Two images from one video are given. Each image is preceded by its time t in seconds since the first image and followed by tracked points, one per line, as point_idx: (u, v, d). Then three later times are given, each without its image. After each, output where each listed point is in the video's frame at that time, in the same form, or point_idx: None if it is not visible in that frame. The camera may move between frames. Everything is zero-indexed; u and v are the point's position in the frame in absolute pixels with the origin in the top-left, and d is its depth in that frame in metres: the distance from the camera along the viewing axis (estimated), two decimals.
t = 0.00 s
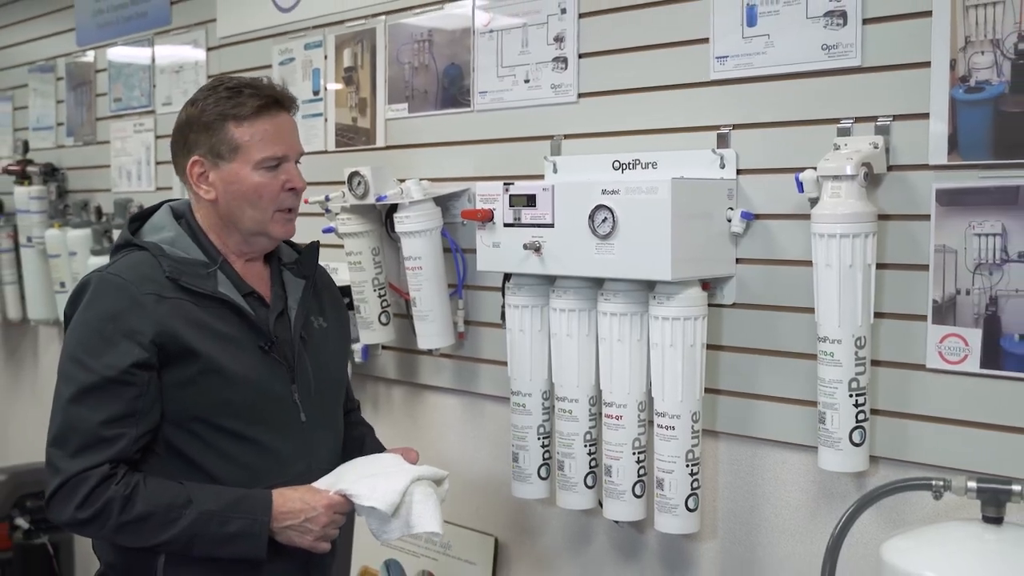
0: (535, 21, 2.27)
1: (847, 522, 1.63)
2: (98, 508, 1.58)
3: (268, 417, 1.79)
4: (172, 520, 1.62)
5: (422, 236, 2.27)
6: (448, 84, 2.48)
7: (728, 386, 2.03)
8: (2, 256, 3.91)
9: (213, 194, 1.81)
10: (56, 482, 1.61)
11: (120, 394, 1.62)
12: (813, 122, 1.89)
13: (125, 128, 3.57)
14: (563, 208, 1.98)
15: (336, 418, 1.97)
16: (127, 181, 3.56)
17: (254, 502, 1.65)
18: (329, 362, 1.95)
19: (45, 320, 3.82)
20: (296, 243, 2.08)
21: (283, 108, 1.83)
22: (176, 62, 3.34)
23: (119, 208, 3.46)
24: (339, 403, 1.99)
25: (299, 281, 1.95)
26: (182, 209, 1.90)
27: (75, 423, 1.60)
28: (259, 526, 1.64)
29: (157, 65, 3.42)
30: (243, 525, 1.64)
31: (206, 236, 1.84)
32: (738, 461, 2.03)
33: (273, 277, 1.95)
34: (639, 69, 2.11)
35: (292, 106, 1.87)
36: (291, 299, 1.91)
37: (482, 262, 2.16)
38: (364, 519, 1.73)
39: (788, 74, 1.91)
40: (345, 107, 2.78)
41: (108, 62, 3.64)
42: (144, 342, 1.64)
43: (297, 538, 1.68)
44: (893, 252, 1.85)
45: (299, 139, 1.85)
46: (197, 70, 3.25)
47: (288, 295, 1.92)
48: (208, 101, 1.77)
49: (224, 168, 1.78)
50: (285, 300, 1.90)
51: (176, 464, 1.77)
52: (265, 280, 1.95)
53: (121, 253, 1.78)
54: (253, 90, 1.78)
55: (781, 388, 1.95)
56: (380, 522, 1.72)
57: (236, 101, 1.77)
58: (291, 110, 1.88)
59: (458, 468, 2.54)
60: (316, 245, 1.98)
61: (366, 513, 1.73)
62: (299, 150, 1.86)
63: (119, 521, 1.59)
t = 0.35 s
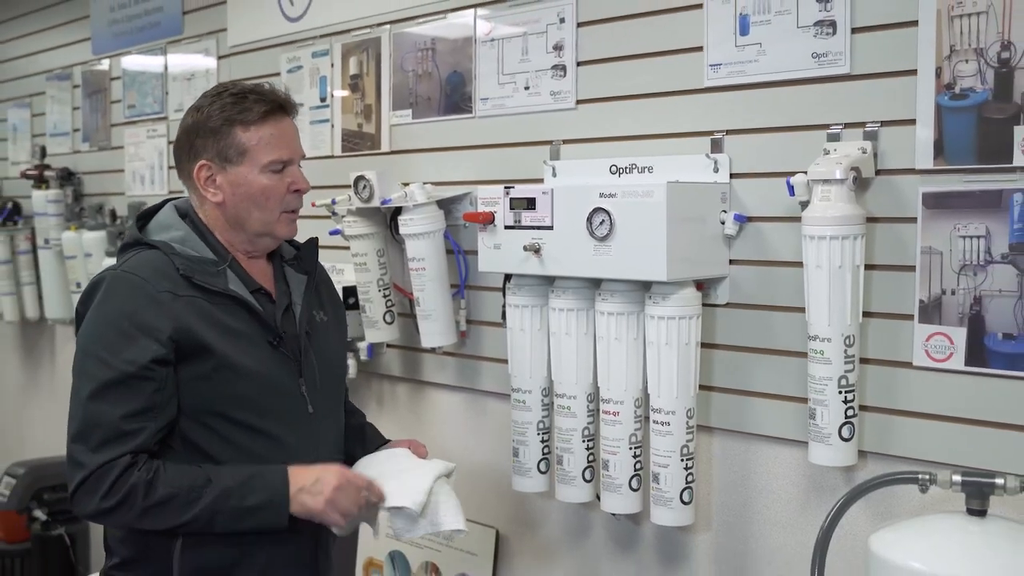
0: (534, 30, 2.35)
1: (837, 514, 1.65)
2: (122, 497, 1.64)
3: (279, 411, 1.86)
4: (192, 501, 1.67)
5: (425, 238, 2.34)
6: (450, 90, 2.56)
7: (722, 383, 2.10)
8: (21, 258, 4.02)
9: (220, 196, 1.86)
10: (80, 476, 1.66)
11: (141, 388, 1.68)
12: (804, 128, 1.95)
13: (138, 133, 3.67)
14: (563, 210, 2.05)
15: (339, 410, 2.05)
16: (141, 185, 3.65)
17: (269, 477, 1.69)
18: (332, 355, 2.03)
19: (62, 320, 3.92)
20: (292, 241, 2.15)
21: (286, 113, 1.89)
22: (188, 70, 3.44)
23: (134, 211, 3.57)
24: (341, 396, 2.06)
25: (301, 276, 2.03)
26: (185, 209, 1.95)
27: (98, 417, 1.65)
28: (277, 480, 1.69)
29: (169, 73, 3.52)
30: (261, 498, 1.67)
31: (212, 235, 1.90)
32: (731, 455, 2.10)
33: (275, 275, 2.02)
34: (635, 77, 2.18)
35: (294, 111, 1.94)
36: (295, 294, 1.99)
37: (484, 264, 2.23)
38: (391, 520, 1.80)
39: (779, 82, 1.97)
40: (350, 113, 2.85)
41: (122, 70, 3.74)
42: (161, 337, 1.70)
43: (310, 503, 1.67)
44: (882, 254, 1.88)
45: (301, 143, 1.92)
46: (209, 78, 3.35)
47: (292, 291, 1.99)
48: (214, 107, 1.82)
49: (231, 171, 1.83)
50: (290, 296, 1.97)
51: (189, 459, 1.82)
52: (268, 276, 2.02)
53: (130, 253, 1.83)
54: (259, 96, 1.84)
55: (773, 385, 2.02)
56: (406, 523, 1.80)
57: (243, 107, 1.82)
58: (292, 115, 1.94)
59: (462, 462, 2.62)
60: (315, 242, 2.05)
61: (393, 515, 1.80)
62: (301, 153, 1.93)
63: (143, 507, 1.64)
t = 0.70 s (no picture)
0: (533, 35, 2.39)
1: (830, 512, 1.67)
2: (216, 459, 1.62)
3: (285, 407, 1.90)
4: (277, 427, 1.66)
5: (426, 239, 2.37)
6: (451, 94, 2.60)
7: (717, 381, 2.13)
8: (29, 259, 4.07)
9: (223, 198, 1.88)
10: (171, 465, 1.61)
11: (195, 368, 1.68)
12: (798, 130, 1.98)
13: (144, 136, 3.71)
14: (562, 212, 2.08)
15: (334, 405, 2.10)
16: (147, 187, 3.69)
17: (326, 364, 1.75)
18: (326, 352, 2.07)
19: (70, 320, 3.96)
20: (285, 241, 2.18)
21: (287, 117, 1.93)
22: (193, 74, 3.48)
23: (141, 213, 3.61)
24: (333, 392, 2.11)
25: (296, 276, 2.06)
26: (180, 210, 1.96)
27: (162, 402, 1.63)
28: (336, 383, 1.72)
29: (175, 77, 3.56)
30: (331, 386, 1.71)
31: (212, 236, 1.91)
32: (728, 453, 2.13)
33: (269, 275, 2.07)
34: (633, 82, 2.22)
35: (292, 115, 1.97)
36: (293, 293, 2.02)
37: (484, 264, 2.26)
38: (395, 514, 1.94)
39: (773, 86, 2.00)
40: (353, 117, 2.89)
41: (128, 74, 3.78)
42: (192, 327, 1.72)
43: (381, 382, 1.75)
44: (875, 254, 1.91)
45: (299, 147, 1.96)
46: (214, 82, 3.39)
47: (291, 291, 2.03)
48: (219, 110, 1.84)
49: (234, 174, 1.86)
50: (290, 295, 2.01)
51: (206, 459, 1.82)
52: (263, 276, 2.05)
53: (133, 255, 1.83)
54: (262, 101, 1.87)
55: (769, 383, 2.05)
56: (411, 515, 1.95)
57: (247, 111, 1.85)
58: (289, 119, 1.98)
59: (463, 460, 2.65)
60: (306, 242, 2.11)
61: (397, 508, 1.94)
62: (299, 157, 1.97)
63: (239, 458, 1.63)
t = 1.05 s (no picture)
0: (533, 35, 2.40)
1: (830, 509, 1.68)
2: (273, 420, 1.64)
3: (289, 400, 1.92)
4: (322, 377, 1.70)
5: (427, 239, 2.38)
6: (452, 94, 2.61)
7: (716, 380, 2.14)
8: (31, 258, 4.08)
9: (218, 197, 1.88)
10: (232, 435, 1.61)
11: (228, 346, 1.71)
12: (797, 130, 1.99)
13: (146, 136, 3.72)
14: (562, 211, 2.09)
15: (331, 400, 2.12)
16: (149, 187, 3.70)
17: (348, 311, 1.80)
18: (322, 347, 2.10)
19: (71, 319, 3.97)
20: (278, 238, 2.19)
21: (278, 114, 1.93)
22: (195, 74, 3.49)
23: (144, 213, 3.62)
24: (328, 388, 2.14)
25: (291, 273, 2.06)
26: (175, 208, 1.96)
27: (206, 380, 1.64)
28: (356, 322, 1.76)
29: (177, 77, 3.57)
30: (358, 329, 1.76)
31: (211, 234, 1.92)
32: (727, 452, 2.14)
33: (265, 272, 2.09)
34: (632, 82, 2.23)
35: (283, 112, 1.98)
36: (290, 289, 2.04)
37: (484, 263, 2.27)
38: (397, 501, 1.98)
39: (772, 86, 2.01)
40: (354, 116, 2.90)
41: (130, 74, 3.79)
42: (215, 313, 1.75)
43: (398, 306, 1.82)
44: (874, 253, 1.92)
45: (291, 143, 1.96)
46: (215, 82, 3.40)
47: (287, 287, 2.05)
48: (210, 110, 1.84)
49: (229, 173, 1.86)
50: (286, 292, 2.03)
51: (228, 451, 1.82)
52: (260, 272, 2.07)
53: (136, 254, 1.83)
54: (252, 98, 1.88)
55: (768, 382, 2.06)
56: (412, 502, 2.00)
57: (238, 109, 1.85)
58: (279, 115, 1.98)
59: (463, 458, 2.66)
60: (295, 238, 2.09)
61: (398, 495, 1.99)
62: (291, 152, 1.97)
63: (297, 413, 1.66)
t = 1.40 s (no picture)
0: (533, 35, 2.40)
1: (830, 507, 1.68)
2: (304, 386, 1.67)
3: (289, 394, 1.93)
4: (341, 341, 1.74)
5: (426, 239, 2.38)
6: (452, 94, 2.61)
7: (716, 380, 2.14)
8: (31, 258, 4.08)
9: (214, 198, 1.88)
10: (268, 405, 1.64)
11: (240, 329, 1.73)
12: (797, 131, 1.99)
13: (146, 136, 3.72)
14: (562, 212, 2.09)
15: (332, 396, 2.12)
16: (149, 186, 3.70)
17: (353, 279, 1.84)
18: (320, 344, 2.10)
19: (71, 318, 3.97)
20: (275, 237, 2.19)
21: (273, 114, 1.93)
22: (195, 74, 3.49)
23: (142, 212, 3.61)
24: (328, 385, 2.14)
25: (287, 270, 2.07)
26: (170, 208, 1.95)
27: (226, 362, 1.66)
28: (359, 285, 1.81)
29: (177, 77, 3.57)
30: (367, 295, 1.80)
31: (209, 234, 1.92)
32: (727, 452, 2.14)
33: (262, 270, 2.09)
34: (632, 82, 2.23)
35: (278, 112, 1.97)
36: (287, 288, 2.04)
37: (484, 263, 2.27)
38: (396, 495, 2.00)
39: (772, 87, 2.01)
40: (354, 116, 2.90)
41: (130, 74, 3.79)
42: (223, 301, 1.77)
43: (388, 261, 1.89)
44: (873, 254, 1.92)
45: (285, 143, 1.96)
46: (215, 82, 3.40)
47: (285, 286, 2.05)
48: (205, 111, 1.84)
49: (224, 174, 1.86)
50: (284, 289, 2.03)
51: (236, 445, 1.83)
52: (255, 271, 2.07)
53: (133, 254, 1.83)
54: (247, 99, 1.88)
55: (768, 382, 2.06)
56: (411, 497, 2.01)
57: (234, 110, 1.85)
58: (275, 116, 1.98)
59: (463, 457, 2.66)
60: (289, 235, 2.12)
61: (397, 490, 2.00)
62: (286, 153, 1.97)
63: (325, 377, 1.70)
